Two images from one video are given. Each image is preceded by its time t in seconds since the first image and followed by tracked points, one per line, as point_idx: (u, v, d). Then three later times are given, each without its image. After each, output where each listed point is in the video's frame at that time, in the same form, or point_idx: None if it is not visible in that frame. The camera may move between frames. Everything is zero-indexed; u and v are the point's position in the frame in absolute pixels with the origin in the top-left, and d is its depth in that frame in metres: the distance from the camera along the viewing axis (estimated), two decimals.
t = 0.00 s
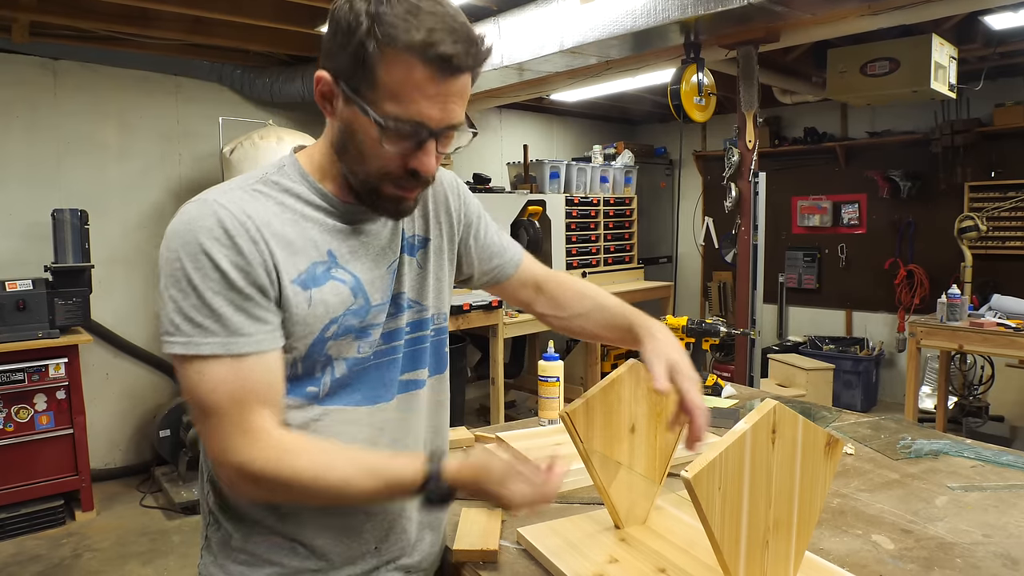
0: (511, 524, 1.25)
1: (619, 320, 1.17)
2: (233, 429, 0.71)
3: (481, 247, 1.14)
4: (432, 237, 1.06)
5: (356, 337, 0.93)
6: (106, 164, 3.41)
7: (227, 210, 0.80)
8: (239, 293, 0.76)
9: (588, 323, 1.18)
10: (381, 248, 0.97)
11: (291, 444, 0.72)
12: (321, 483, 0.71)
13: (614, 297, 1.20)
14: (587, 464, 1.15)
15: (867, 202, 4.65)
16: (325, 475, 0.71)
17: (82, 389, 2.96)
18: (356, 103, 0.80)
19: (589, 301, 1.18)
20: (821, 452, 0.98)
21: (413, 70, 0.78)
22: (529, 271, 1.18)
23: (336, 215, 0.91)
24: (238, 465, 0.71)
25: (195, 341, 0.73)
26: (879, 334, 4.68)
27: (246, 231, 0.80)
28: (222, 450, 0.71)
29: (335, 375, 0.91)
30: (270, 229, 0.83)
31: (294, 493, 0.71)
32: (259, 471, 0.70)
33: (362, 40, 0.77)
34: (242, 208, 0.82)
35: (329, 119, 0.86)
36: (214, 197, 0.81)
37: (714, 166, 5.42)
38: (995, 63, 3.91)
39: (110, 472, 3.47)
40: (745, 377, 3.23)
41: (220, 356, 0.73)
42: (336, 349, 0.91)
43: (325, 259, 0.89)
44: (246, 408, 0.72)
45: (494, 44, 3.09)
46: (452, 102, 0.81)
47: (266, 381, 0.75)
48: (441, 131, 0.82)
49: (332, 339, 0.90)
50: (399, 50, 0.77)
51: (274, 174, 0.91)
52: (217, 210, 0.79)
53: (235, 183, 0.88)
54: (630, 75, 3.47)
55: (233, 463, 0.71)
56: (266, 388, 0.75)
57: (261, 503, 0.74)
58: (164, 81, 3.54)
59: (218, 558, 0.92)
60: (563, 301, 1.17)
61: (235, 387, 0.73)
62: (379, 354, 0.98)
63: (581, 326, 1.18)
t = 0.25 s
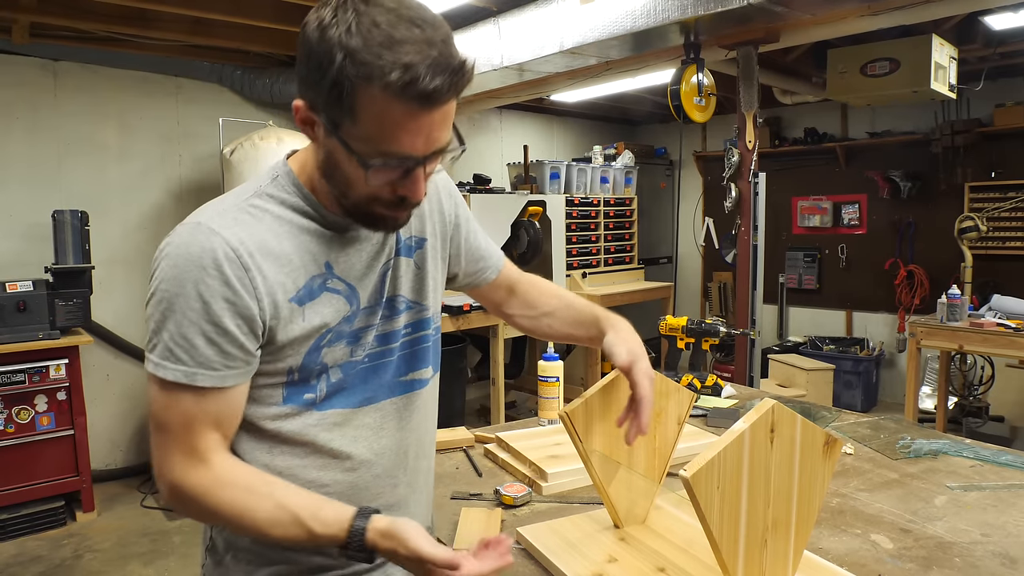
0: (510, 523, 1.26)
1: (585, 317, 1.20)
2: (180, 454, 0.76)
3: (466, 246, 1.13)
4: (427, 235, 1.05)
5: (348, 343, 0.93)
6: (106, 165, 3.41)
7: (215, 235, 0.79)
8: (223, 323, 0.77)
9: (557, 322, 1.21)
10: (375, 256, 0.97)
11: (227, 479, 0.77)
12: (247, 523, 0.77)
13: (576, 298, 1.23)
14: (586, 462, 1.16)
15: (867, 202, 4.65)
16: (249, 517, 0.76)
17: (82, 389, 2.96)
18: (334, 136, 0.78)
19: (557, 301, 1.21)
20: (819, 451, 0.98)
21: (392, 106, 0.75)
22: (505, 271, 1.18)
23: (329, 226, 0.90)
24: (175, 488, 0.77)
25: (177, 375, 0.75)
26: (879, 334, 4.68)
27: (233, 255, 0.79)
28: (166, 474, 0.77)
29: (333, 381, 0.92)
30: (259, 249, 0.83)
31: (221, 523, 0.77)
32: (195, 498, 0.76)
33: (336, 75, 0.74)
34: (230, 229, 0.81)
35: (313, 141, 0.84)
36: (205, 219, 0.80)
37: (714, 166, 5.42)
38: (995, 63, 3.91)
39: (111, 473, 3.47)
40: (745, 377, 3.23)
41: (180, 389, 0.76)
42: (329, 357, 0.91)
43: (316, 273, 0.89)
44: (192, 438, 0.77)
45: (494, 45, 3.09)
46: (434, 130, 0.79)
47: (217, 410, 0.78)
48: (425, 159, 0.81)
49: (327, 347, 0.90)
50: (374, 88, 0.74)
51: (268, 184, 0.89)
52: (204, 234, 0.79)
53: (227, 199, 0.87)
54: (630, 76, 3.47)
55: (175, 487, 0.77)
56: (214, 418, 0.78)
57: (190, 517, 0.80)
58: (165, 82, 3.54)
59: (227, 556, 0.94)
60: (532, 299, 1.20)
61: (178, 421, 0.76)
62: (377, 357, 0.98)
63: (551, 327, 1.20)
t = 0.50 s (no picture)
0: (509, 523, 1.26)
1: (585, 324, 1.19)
2: (225, 466, 0.74)
3: (455, 242, 1.14)
4: (414, 232, 1.06)
5: (346, 346, 0.95)
6: (106, 166, 3.42)
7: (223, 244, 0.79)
8: (240, 330, 0.77)
9: (558, 323, 1.19)
10: (369, 259, 0.98)
11: (280, 481, 0.76)
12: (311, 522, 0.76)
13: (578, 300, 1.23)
14: (585, 463, 1.16)
15: (866, 201, 4.65)
16: (311, 514, 0.76)
17: (82, 390, 2.96)
18: (321, 151, 0.80)
19: (556, 300, 1.20)
20: (817, 450, 0.99)
21: (380, 126, 0.76)
22: (497, 266, 1.19)
23: (326, 231, 0.91)
24: (229, 501, 0.75)
25: (203, 384, 0.74)
26: (878, 334, 4.69)
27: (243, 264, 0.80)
28: (217, 489, 0.75)
29: (333, 384, 0.94)
30: (264, 257, 0.83)
31: (287, 527, 0.76)
32: (253, 507, 0.75)
33: (323, 94, 0.75)
34: (236, 238, 0.81)
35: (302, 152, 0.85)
36: (211, 232, 0.80)
37: (714, 166, 5.43)
38: (994, 63, 3.91)
39: (111, 473, 3.48)
40: (745, 376, 3.23)
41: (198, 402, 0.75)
42: (330, 360, 0.93)
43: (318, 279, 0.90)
44: (236, 446, 0.75)
45: (493, 45, 3.09)
46: (423, 148, 0.80)
47: (254, 416, 0.77)
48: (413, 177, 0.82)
49: (328, 351, 0.92)
50: (361, 108, 0.74)
51: (260, 191, 0.89)
52: (211, 244, 0.78)
53: (222, 209, 0.86)
54: (629, 76, 3.48)
55: (227, 501, 0.75)
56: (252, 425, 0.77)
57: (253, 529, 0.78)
58: (164, 82, 3.55)
59: (230, 557, 0.94)
60: (534, 300, 1.19)
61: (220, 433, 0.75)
62: (373, 359, 1.00)
63: (552, 327, 1.19)
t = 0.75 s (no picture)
0: (508, 517, 1.27)
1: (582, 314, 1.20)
2: (260, 461, 0.76)
3: (448, 229, 1.15)
4: (411, 226, 1.06)
5: (353, 340, 0.96)
6: (106, 162, 3.42)
7: (237, 241, 0.80)
8: (261, 323, 0.78)
9: (553, 312, 1.20)
10: (372, 253, 0.99)
11: (316, 468, 0.78)
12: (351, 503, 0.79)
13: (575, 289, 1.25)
14: (583, 460, 1.14)
15: (866, 199, 4.65)
16: (349, 496, 0.78)
17: (82, 386, 2.97)
18: (321, 134, 0.80)
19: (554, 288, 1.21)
20: (814, 445, 0.99)
21: (380, 101, 0.76)
22: (493, 254, 1.20)
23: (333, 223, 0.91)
24: (267, 494, 0.77)
25: (231, 376, 0.75)
26: (877, 331, 4.69)
27: (258, 257, 0.80)
28: (255, 484, 0.76)
29: (343, 377, 0.95)
30: (277, 252, 0.84)
31: (328, 509, 0.78)
32: (293, 496, 0.77)
33: (323, 73, 0.76)
34: (249, 234, 0.82)
35: (303, 140, 0.85)
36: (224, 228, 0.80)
37: (714, 163, 5.43)
38: (994, 61, 3.91)
39: (111, 469, 3.48)
40: (744, 373, 3.24)
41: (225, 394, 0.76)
42: (340, 353, 0.94)
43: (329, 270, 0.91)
44: (270, 441, 0.76)
45: (493, 42, 3.09)
46: (422, 125, 0.80)
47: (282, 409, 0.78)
48: (415, 155, 0.81)
49: (337, 345, 0.93)
50: (362, 84, 0.75)
51: (264, 187, 0.89)
52: (228, 240, 0.79)
53: (230, 207, 0.86)
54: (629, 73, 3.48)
55: (266, 495, 0.77)
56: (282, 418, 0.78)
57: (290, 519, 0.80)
58: (164, 79, 3.55)
59: (240, 554, 0.94)
60: (529, 289, 1.20)
61: (253, 429, 0.76)
62: (378, 352, 1.00)
63: (548, 315, 1.20)
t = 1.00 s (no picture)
0: (505, 510, 1.27)
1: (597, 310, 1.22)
2: (197, 427, 0.74)
3: (476, 233, 1.16)
4: (428, 235, 1.08)
5: (349, 334, 0.95)
6: (104, 156, 3.41)
7: (238, 205, 0.82)
8: (245, 290, 0.79)
9: (567, 308, 1.22)
10: (377, 246, 0.99)
11: (252, 434, 0.76)
12: (291, 471, 0.76)
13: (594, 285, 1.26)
14: (581, 452, 1.17)
15: (865, 194, 4.65)
16: (286, 464, 0.76)
17: (81, 379, 2.97)
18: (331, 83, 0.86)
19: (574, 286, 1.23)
20: (810, 439, 1.00)
21: (383, 42, 0.83)
22: (521, 253, 1.22)
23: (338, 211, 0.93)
24: (204, 461, 0.75)
25: (197, 334, 0.75)
26: (875, 326, 4.70)
27: (253, 227, 0.82)
28: (193, 452, 0.75)
29: (331, 371, 0.94)
30: (277, 227, 0.85)
31: (267, 479, 0.76)
32: (231, 464, 0.75)
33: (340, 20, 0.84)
34: (252, 204, 0.84)
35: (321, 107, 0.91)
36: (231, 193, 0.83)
37: (714, 158, 5.42)
38: (994, 56, 3.91)
39: (109, 463, 3.48)
40: (742, 368, 3.24)
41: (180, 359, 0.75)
42: (332, 347, 0.93)
43: (329, 259, 0.91)
44: (209, 406, 0.75)
45: (492, 35, 3.08)
46: (420, 74, 0.85)
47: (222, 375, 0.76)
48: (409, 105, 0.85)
49: (328, 337, 0.92)
50: (369, 25, 0.82)
51: (282, 167, 0.93)
52: (230, 204, 0.82)
53: (245, 178, 0.90)
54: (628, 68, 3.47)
55: (206, 465, 0.75)
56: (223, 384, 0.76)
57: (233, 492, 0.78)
58: (162, 72, 3.54)
59: (232, 545, 0.95)
60: (545, 286, 1.22)
61: (189, 395, 0.74)
62: (372, 352, 0.99)
63: (561, 312, 1.22)
